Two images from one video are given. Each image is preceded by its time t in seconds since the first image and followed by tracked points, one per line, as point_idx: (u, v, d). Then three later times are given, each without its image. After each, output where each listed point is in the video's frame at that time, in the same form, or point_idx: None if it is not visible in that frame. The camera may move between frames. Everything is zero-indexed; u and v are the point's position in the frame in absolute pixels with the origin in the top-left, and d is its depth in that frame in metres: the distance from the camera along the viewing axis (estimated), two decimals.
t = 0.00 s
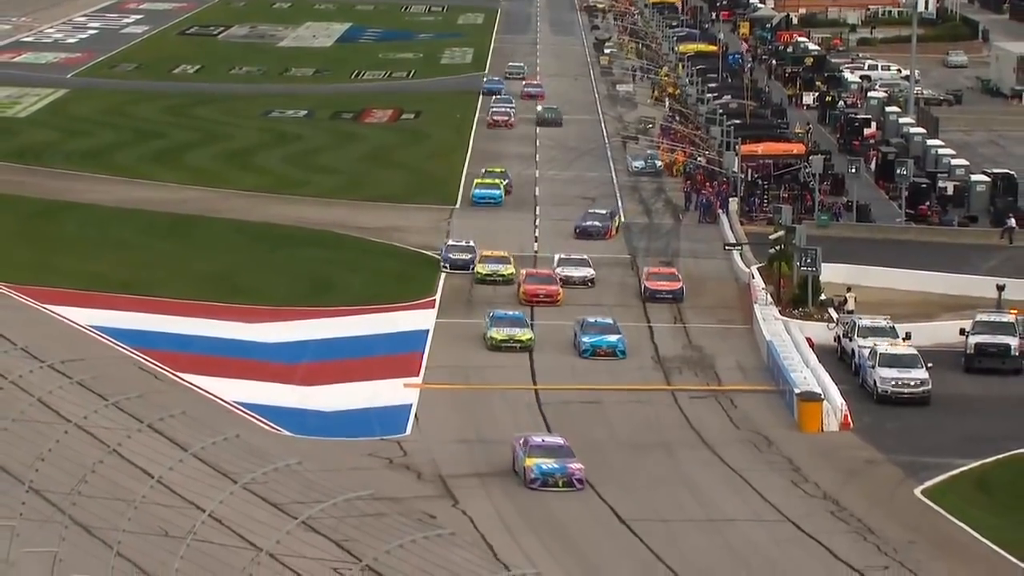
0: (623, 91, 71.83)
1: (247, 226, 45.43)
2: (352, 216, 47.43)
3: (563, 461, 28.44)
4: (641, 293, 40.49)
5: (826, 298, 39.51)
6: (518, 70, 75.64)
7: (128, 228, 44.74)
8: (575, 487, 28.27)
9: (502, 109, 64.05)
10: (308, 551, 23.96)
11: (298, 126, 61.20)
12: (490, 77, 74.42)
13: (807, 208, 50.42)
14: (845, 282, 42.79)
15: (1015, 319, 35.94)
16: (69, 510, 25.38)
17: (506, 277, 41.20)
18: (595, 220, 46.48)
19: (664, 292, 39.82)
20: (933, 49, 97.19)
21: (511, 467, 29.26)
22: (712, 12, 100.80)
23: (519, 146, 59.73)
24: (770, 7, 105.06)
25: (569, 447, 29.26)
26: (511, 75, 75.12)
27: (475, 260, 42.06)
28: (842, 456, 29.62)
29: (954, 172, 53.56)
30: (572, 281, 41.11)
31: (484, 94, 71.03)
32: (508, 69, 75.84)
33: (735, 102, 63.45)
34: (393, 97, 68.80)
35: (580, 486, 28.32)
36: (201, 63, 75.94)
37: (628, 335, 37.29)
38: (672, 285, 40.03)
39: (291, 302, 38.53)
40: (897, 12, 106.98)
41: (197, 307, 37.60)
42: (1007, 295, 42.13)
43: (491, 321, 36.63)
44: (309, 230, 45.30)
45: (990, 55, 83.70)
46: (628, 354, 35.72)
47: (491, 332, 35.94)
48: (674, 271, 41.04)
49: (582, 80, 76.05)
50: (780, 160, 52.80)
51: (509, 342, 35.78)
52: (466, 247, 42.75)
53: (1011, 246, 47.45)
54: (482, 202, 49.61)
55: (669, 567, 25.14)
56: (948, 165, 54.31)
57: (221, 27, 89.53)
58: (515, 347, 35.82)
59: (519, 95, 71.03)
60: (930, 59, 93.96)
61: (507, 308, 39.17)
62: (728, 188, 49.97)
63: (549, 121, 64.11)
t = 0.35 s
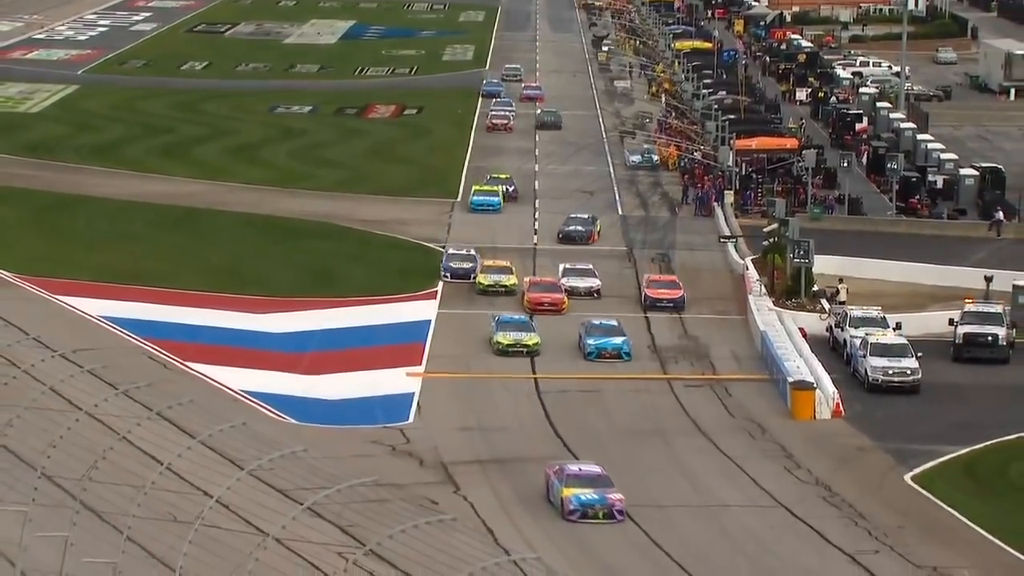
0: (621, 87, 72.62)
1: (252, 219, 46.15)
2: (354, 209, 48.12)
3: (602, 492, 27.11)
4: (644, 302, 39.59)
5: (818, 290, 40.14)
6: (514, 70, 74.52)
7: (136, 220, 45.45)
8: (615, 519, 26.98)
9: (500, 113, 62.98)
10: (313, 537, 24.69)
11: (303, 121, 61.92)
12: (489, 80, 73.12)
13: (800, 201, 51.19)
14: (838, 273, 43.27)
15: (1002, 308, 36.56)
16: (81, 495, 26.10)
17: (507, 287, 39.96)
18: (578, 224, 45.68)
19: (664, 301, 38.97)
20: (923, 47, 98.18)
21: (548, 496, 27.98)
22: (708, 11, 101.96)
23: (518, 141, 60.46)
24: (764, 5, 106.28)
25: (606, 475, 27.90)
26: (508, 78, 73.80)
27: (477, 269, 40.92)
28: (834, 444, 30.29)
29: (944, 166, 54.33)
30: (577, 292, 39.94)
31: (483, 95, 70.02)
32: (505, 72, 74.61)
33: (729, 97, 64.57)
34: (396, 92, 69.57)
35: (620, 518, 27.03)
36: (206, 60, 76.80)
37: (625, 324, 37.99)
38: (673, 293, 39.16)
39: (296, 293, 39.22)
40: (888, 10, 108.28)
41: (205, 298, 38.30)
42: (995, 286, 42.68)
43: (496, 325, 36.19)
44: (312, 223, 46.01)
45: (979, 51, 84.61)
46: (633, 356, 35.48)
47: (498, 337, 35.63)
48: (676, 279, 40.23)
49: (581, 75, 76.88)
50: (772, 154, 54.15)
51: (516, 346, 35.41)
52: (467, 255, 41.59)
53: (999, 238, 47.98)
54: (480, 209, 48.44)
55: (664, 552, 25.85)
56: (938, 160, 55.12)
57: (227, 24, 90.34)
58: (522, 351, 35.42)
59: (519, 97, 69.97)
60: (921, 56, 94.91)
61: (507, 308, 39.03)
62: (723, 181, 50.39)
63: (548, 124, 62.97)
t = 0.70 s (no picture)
0: (618, 86, 73.35)
1: (257, 215, 46.85)
2: (356, 205, 48.81)
3: (653, 531, 25.25)
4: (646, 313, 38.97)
5: (811, 284, 40.86)
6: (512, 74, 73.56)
7: (143, 216, 46.15)
8: (667, 560, 25.20)
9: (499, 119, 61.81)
10: (319, 525, 25.40)
11: (308, 119, 62.61)
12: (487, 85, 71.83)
13: (793, 198, 52.01)
14: (830, 268, 43.92)
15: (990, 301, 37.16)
16: (93, 484, 26.79)
17: (507, 301, 39.09)
18: (565, 233, 44.78)
19: (667, 311, 38.35)
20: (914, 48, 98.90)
21: (594, 534, 26.31)
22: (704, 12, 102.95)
23: (518, 138, 61.17)
24: (758, 6, 107.33)
25: (655, 511, 25.99)
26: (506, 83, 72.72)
27: (476, 282, 40.06)
28: (826, 434, 31.01)
29: (933, 163, 54.33)
30: (586, 306, 39.15)
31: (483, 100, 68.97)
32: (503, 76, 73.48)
33: (724, 96, 65.53)
34: (398, 91, 70.26)
35: (673, 559, 25.26)
36: (212, 59, 77.56)
37: (623, 319, 38.70)
38: (675, 304, 38.56)
39: (301, 287, 39.95)
40: (879, 11, 109.44)
41: (212, 291, 39.03)
42: (982, 280, 43.39)
43: (504, 330, 36.10)
44: (317, 219, 46.71)
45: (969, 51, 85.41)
46: (638, 358, 35.54)
47: (504, 343, 35.45)
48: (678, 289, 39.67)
49: (578, 74, 77.50)
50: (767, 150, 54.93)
51: (522, 352, 35.25)
52: (466, 267, 40.77)
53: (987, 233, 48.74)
54: (478, 219, 47.36)
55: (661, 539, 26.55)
56: (927, 156, 55.55)
57: (234, 24, 91.04)
58: (529, 358, 35.27)
59: (518, 103, 68.97)
60: (912, 56, 95.68)
61: (510, 315, 38.72)
62: (719, 178, 51.26)
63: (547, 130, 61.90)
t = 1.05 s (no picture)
0: (616, 85, 74.03)
1: (262, 211, 47.58)
2: (358, 202, 49.50)
3: None
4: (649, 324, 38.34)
5: (804, 279, 41.60)
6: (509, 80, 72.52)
7: (150, 212, 46.89)
8: None
9: (498, 127, 60.70)
10: (324, 514, 26.12)
11: (311, 118, 63.31)
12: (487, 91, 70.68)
13: (787, 195, 52.46)
14: (823, 263, 44.59)
15: (979, 297, 38.09)
16: (103, 474, 27.49)
17: (502, 317, 38.13)
18: (557, 244, 44.03)
19: (671, 323, 37.61)
20: (904, 48, 99.60)
21: None
22: (699, 13, 103.83)
23: (518, 136, 61.85)
24: (751, 8, 108.30)
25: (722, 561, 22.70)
26: (504, 88, 71.79)
27: (468, 295, 39.16)
28: (819, 425, 31.73)
29: (924, 160, 54.98)
30: (596, 319, 38.41)
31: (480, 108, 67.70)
32: (501, 82, 72.58)
33: (719, 95, 66.31)
34: (399, 91, 70.96)
35: None
36: (219, 59, 78.30)
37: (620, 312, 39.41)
38: (679, 316, 37.82)
39: (306, 282, 40.67)
40: (870, 12, 110.46)
41: (219, 286, 39.74)
42: (971, 275, 43.99)
43: (510, 338, 35.95)
44: (321, 215, 47.41)
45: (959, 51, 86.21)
46: (643, 363, 35.51)
47: (511, 351, 35.26)
48: (682, 300, 39.03)
49: (576, 74, 78.15)
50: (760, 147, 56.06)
51: (530, 360, 35.02)
52: (460, 281, 39.95)
53: (975, 229, 49.47)
54: (476, 229, 46.03)
55: (657, 528, 27.26)
56: (918, 155, 55.86)
57: (241, 25, 91.70)
58: (536, 366, 35.05)
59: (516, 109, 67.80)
60: (903, 56, 96.48)
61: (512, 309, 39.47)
62: (714, 175, 52.06)
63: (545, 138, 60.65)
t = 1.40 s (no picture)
0: (613, 85, 74.78)
1: (267, 208, 48.33)
2: (361, 199, 50.28)
3: None
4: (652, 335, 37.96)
5: (798, 275, 42.28)
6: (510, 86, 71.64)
7: (157, 209, 47.63)
8: None
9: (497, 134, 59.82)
10: (328, 504, 26.91)
11: (316, 117, 64.06)
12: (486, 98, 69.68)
13: (780, 192, 53.02)
14: (814, 259, 45.28)
15: (969, 292, 38.84)
16: (113, 464, 28.26)
17: (496, 333, 37.17)
18: (553, 256, 43.31)
19: (679, 334, 36.97)
20: (895, 49, 100.44)
21: None
22: (695, 14, 104.80)
23: (517, 134, 62.60)
24: (746, 10, 109.29)
25: None
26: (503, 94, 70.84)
27: (463, 309, 38.24)
28: (811, 416, 32.47)
29: (914, 159, 56.20)
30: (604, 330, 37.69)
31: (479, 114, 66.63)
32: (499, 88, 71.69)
33: (714, 95, 67.14)
34: (400, 90, 71.76)
35: None
36: (228, 59, 79.10)
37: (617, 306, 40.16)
38: (687, 326, 37.19)
39: (310, 277, 41.40)
40: (862, 14, 111.41)
41: (226, 282, 40.48)
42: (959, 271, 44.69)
43: (517, 347, 35.71)
44: (325, 212, 48.15)
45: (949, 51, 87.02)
46: (649, 370, 35.48)
47: (519, 360, 35.00)
48: (687, 311, 38.43)
49: (574, 74, 78.92)
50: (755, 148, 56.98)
51: (538, 370, 34.80)
52: (454, 294, 39.02)
53: (963, 226, 49.95)
54: (476, 242, 45.15)
55: (653, 518, 28.03)
56: (908, 153, 56.90)
57: (248, 27, 92.50)
58: (544, 376, 34.85)
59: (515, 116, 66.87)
60: (895, 57, 97.28)
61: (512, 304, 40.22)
62: (709, 173, 52.76)
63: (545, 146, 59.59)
